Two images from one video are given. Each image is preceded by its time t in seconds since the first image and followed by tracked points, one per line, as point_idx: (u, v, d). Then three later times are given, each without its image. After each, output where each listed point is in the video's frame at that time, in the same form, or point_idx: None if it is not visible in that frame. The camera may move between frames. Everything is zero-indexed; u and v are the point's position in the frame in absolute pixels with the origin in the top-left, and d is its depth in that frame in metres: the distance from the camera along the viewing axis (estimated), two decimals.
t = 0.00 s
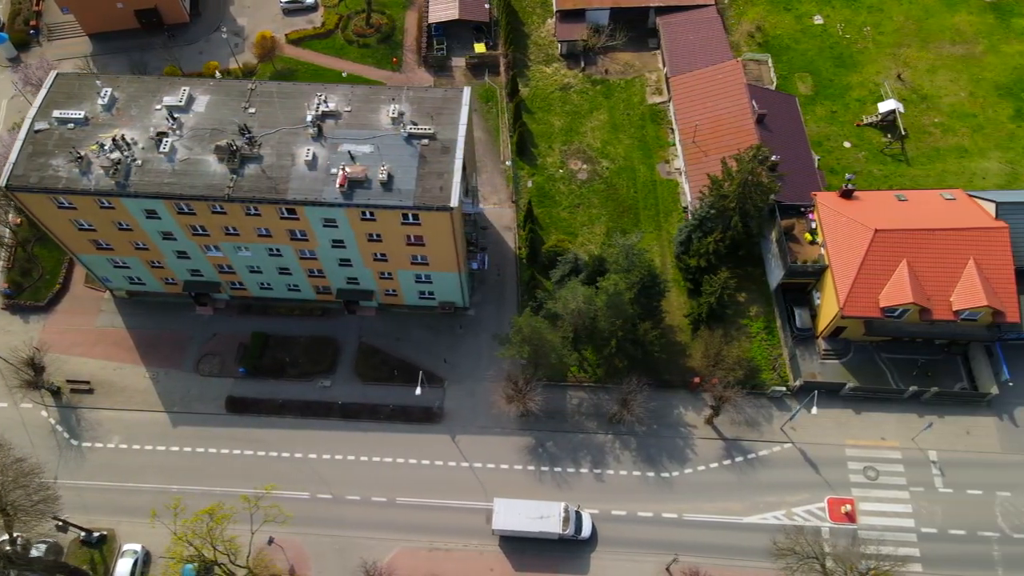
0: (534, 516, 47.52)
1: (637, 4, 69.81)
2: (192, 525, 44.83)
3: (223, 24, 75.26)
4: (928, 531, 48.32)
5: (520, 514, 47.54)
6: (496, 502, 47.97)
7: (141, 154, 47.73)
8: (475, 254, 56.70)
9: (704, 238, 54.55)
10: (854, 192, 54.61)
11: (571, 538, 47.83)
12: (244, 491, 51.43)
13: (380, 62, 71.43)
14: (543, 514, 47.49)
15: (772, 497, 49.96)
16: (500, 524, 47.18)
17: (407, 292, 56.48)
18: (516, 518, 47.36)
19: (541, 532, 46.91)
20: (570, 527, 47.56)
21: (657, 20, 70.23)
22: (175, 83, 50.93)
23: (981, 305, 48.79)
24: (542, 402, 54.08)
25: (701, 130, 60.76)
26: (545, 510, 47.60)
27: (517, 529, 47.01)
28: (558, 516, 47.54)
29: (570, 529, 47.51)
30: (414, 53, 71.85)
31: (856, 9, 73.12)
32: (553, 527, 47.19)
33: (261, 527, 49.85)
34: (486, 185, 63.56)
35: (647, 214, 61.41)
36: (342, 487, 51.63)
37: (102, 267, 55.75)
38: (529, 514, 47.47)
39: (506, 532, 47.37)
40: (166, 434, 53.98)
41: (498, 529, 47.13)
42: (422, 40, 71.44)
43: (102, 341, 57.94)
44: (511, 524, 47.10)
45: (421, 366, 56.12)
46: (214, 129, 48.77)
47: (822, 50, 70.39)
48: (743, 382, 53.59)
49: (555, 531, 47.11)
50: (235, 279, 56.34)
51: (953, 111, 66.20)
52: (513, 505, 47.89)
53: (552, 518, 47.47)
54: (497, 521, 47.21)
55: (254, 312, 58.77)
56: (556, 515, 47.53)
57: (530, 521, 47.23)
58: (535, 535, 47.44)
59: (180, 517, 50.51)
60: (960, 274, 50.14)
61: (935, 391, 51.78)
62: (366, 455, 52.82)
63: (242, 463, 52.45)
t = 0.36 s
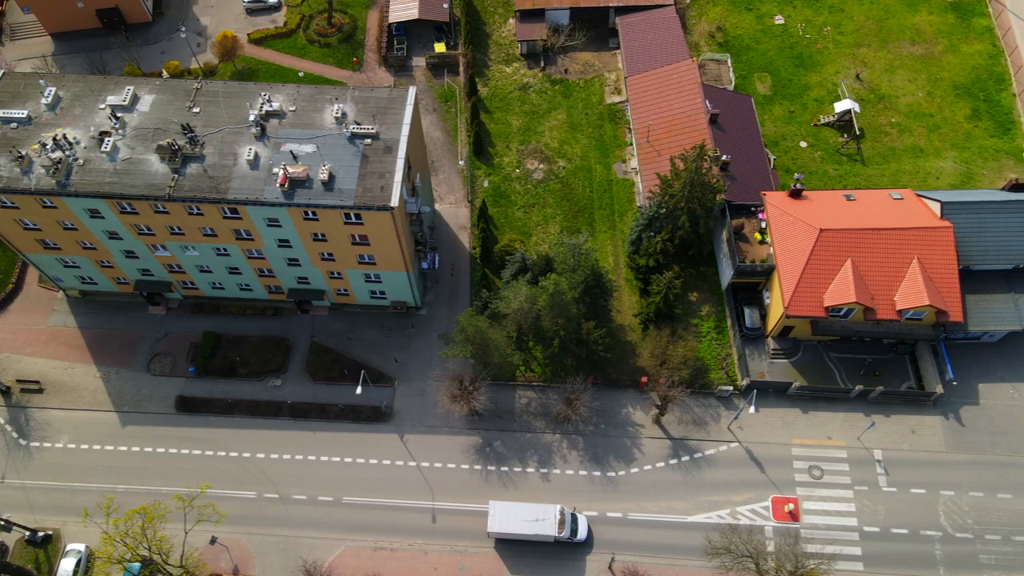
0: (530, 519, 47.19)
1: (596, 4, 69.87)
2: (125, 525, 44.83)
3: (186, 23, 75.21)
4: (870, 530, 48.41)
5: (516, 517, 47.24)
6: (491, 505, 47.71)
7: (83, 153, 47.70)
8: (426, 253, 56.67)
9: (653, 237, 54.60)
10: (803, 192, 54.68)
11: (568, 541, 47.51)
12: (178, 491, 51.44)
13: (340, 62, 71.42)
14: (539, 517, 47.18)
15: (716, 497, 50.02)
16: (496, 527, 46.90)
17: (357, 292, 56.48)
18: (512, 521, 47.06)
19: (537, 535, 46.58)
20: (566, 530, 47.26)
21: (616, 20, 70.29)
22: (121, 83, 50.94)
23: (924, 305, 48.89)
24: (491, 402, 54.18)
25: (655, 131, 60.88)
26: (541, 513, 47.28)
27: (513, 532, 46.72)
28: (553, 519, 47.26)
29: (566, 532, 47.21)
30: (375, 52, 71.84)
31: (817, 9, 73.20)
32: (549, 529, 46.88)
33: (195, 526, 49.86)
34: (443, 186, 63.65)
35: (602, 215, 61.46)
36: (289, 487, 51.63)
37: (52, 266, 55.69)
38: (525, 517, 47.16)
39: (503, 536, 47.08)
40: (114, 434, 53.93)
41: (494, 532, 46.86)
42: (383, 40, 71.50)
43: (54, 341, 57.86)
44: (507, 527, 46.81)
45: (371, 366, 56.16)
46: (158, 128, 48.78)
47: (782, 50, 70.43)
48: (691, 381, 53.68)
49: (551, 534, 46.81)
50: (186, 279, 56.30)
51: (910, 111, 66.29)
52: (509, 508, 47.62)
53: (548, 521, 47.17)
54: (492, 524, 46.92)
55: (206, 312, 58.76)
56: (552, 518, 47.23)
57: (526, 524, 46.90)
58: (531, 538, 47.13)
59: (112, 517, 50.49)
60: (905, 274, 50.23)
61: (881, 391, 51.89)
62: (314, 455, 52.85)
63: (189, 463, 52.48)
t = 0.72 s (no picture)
0: (525, 522, 46.94)
1: (555, 4, 69.99)
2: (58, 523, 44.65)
3: (149, 23, 75.16)
4: (813, 529, 48.46)
5: (511, 520, 46.97)
6: (486, 508, 47.36)
7: (25, 153, 47.67)
8: (376, 253, 56.70)
9: (602, 237, 54.73)
10: (752, 192, 54.77)
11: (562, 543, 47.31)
12: (111, 490, 51.51)
13: (301, 62, 71.39)
14: (534, 519, 46.93)
15: (660, 496, 50.05)
16: (491, 530, 46.61)
17: (308, 292, 56.48)
18: (507, 524, 46.79)
19: (532, 538, 46.35)
20: (561, 533, 47.09)
21: (576, 20, 70.37)
22: (66, 82, 50.94)
23: (866, 304, 49.09)
24: (438, 402, 54.26)
25: (608, 131, 60.99)
26: (536, 516, 47.03)
27: (508, 535, 46.46)
28: (548, 521, 47.02)
29: (560, 534, 47.02)
30: (335, 52, 71.86)
31: (777, 9, 73.36)
32: (545, 532, 46.66)
33: (127, 526, 49.87)
34: (399, 186, 63.71)
35: (556, 215, 61.55)
36: (234, 487, 51.59)
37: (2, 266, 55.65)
38: (520, 520, 46.88)
39: (498, 539, 46.81)
40: (62, 434, 53.89)
41: (489, 535, 46.55)
42: (344, 40, 71.54)
43: (5, 340, 57.78)
44: (502, 530, 46.54)
45: (321, 366, 56.13)
46: (101, 128, 48.80)
47: (741, 50, 70.55)
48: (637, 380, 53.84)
49: (546, 537, 46.58)
50: (136, 278, 56.26)
51: (867, 111, 66.43)
52: (503, 511, 47.33)
53: (543, 523, 46.93)
54: (488, 527, 46.63)
55: (159, 312, 58.74)
56: (547, 521, 46.99)
57: (521, 527, 46.66)
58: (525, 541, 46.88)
59: (44, 516, 50.45)
60: (849, 274, 50.42)
61: (827, 391, 51.96)
62: (261, 455, 52.81)
63: (137, 463, 52.48)
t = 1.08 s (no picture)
0: (519, 524, 46.67)
1: (514, 4, 70.13)
2: None
3: (112, 23, 75.13)
4: (754, 528, 48.56)
5: (504, 522, 46.72)
6: (480, 511, 47.15)
7: None
8: (326, 253, 56.75)
9: (551, 237, 54.83)
10: (701, 192, 54.88)
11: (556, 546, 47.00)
12: (46, 490, 51.58)
13: (261, 62, 71.40)
14: (528, 522, 46.65)
15: (604, 496, 50.10)
16: (484, 533, 46.39)
17: (258, 292, 56.51)
18: (500, 527, 46.56)
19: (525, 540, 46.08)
20: (555, 535, 46.73)
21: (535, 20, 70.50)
22: (11, 82, 50.94)
23: (809, 304, 49.29)
24: (387, 401, 54.33)
25: (562, 131, 61.08)
26: (530, 519, 46.74)
27: (501, 538, 46.23)
28: (542, 524, 46.68)
29: (554, 537, 46.66)
30: (296, 52, 71.90)
31: (738, 9, 73.52)
32: (538, 535, 46.36)
33: (60, 526, 49.82)
34: (355, 186, 63.75)
35: (511, 215, 61.64)
36: (181, 487, 51.59)
37: None
38: (514, 523, 46.63)
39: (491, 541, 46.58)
40: (10, 433, 53.85)
41: (482, 538, 46.32)
42: (304, 40, 71.60)
43: None
44: (495, 532, 46.31)
45: (271, 366, 56.14)
46: (43, 128, 48.82)
47: (701, 50, 70.67)
48: (584, 380, 53.96)
49: (540, 539, 46.27)
50: (86, 278, 56.24)
51: (823, 111, 66.56)
52: (496, 513, 47.10)
53: (537, 526, 46.65)
54: (482, 529, 46.42)
55: (111, 312, 58.72)
56: (541, 524, 46.67)
57: (515, 530, 46.41)
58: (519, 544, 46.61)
59: None
60: (793, 274, 50.60)
61: (772, 390, 52.06)
62: (209, 455, 52.82)
63: (84, 463, 52.49)
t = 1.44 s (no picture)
0: (510, 527, 46.44)
1: (473, 4, 70.26)
2: None
3: (74, 24, 75.08)
4: (697, 528, 48.62)
5: (496, 525, 46.54)
6: (472, 514, 47.10)
7: None
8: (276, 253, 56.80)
9: (499, 236, 54.88)
10: (649, 192, 54.96)
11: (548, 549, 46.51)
12: None
13: (221, 63, 71.38)
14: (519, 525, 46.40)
15: (549, 496, 50.10)
16: (475, 535, 46.30)
17: (207, 292, 56.55)
18: (490, 530, 46.41)
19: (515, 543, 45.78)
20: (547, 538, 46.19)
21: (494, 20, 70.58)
22: None
23: (751, 304, 49.36)
24: (335, 401, 54.35)
25: (516, 131, 61.14)
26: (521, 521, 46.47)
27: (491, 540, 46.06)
28: (533, 527, 46.35)
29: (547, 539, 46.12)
30: (256, 52, 71.94)
31: (699, 10, 73.65)
32: (529, 537, 46.00)
33: None
34: (310, 185, 63.77)
35: (465, 215, 61.69)
36: (126, 487, 51.58)
37: None
38: (505, 526, 46.43)
39: (484, 544, 46.42)
40: None
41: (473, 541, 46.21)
42: (264, 40, 71.63)
43: None
44: (487, 535, 46.17)
45: (220, 366, 56.12)
46: None
47: (660, 50, 70.78)
48: (532, 380, 54.01)
49: (530, 542, 45.93)
50: (35, 278, 56.22)
51: (780, 111, 66.68)
52: (489, 516, 46.98)
53: (529, 529, 46.33)
54: (473, 532, 46.35)
55: (62, 312, 58.69)
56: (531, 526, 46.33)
57: (505, 533, 46.20)
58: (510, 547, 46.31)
59: None
60: (736, 274, 50.67)
61: (718, 390, 52.14)
62: (156, 455, 52.80)
63: (30, 463, 52.46)
